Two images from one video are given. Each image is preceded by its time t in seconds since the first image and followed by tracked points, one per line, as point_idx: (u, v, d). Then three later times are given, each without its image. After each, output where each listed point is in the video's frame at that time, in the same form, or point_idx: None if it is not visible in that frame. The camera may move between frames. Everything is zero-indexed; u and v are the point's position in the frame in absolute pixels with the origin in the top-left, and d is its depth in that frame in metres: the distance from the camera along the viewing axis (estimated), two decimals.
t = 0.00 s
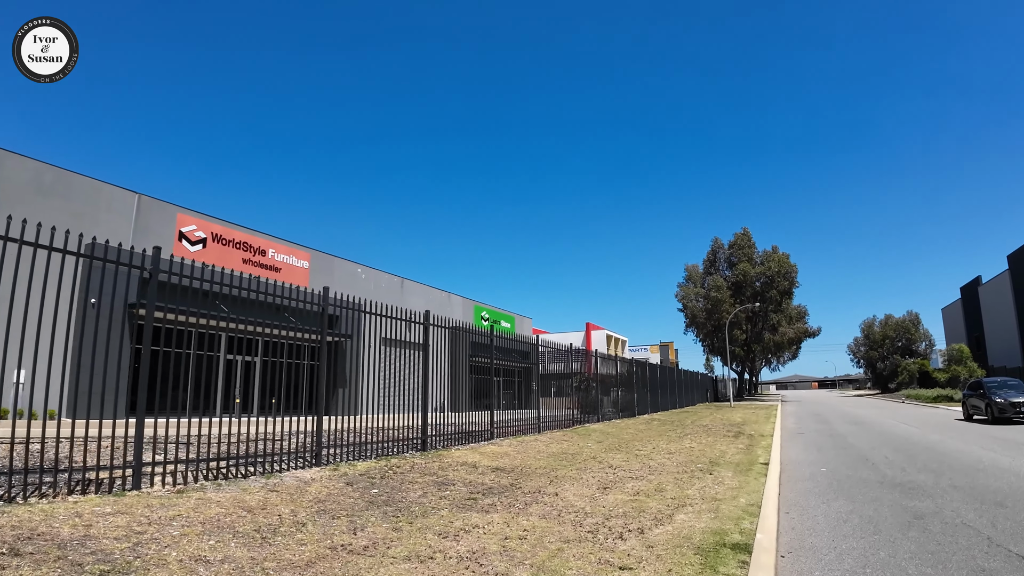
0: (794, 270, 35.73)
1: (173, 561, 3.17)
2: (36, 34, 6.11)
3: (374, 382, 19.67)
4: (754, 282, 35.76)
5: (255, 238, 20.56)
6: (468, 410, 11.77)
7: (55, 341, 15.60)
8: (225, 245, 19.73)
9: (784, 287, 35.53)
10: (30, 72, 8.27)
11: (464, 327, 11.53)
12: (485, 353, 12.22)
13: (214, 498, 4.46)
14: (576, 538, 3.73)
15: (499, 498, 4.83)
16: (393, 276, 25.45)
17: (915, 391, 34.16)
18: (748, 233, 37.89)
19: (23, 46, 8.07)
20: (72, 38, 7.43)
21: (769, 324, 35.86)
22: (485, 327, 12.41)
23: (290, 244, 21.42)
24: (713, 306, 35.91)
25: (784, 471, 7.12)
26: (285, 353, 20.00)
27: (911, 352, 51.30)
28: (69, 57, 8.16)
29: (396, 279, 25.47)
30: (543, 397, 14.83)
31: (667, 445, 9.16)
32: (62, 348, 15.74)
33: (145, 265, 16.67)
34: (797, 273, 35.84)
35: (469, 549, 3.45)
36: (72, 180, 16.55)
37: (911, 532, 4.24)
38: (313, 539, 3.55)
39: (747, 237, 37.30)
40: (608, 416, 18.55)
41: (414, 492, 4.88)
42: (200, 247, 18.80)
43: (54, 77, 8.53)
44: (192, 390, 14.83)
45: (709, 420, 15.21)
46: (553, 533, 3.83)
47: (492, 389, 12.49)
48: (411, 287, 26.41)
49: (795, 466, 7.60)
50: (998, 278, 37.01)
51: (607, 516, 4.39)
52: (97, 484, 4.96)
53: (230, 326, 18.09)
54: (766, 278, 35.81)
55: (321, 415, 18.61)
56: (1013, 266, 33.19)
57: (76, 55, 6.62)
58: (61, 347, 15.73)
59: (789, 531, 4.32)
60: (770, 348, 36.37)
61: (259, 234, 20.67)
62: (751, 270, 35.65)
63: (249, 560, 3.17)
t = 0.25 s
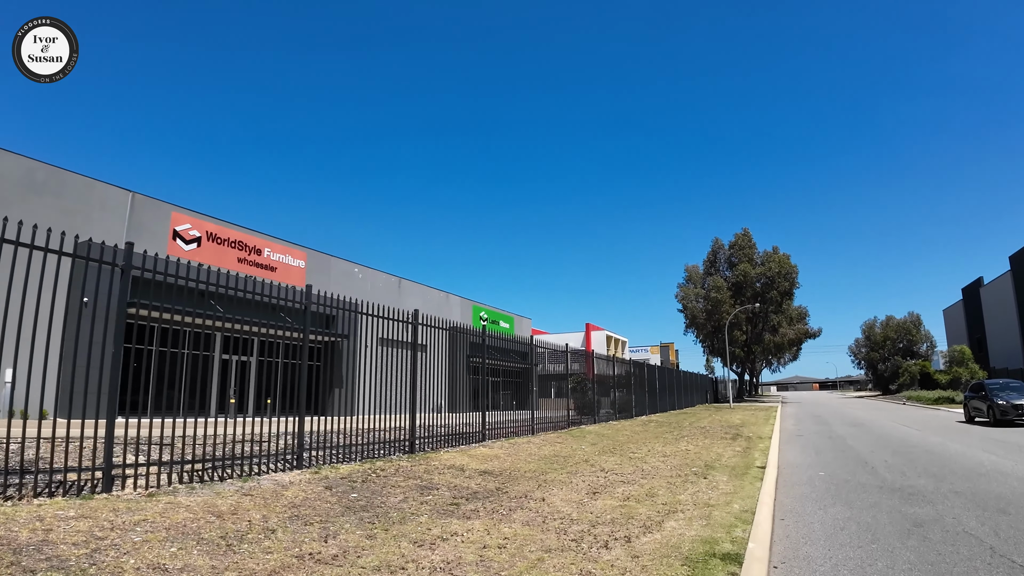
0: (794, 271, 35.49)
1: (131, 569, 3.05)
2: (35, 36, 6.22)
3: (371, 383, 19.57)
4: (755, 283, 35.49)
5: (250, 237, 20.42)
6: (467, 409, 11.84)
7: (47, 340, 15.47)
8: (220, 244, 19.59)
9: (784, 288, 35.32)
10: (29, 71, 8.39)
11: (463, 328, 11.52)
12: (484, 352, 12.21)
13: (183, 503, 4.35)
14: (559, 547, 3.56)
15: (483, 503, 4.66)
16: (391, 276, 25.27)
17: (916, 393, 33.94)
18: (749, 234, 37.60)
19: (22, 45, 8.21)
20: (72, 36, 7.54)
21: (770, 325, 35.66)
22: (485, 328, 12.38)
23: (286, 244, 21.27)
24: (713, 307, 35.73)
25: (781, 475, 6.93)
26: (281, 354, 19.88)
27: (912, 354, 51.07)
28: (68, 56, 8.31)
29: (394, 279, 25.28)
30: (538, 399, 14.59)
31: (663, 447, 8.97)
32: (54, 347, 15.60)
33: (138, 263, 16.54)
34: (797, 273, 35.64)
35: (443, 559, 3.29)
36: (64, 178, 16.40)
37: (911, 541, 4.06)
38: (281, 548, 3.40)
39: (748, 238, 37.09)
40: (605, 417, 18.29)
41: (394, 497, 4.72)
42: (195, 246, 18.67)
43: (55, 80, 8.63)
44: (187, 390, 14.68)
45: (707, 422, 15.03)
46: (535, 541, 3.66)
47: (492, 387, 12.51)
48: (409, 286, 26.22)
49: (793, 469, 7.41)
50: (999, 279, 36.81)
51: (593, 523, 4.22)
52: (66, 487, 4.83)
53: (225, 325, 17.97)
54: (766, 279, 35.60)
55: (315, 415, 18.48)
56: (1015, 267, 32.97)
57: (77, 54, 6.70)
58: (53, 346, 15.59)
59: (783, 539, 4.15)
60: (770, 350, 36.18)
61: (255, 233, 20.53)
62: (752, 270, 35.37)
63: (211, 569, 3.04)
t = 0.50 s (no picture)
0: (795, 271, 35.23)
1: None
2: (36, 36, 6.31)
3: (367, 383, 19.43)
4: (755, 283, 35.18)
5: (245, 236, 20.28)
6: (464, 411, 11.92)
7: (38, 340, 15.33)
8: (215, 243, 19.45)
9: (785, 289, 35.08)
10: (29, 71, 8.42)
11: (462, 329, 11.51)
12: (482, 353, 12.20)
13: (151, 507, 4.25)
14: (536, 557, 3.40)
15: (463, 509, 4.50)
16: (388, 276, 25.11)
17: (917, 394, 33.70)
18: (750, 234, 37.29)
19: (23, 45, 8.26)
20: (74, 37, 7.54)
21: (770, 325, 35.43)
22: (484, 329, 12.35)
23: (282, 243, 21.12)
24: (714, 307, 35.54)
25: (776, 479, 6.75)
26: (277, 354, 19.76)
27: (914, 354, 50.79)
28: (68, 56, 8.35)
29: (391, 279, 25.12)
30: (534, 401, 14.37)
31: (658, 450, 8.79)
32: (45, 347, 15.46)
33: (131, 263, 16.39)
34: (798, 274, 35.41)
35: (413, 569, 3.14)
36: (57, 177, 16.25)
37: (907, 550, 3.88)
38: (242, 556, 3.36)
39: (749, 238, 36.85)
40: (603, 418, 18.06)
41: (371, 502, 4.58)
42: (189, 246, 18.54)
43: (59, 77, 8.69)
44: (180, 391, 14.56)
45: (705, 423, 14.85)
46: (512, 550, 3.50)
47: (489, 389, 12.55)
48: (407, 286, 26.07)
49: (788, 473, 7.23)
50: (1002, 279, 36.53)
51: (577, 531, 4.06)
52: (33, 489, 4.73)
53: (219, 325, 17.82)
54: (767, 279, 35.37)
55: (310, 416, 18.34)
56: (1017, 267, 32.70)
57: (77, 55, 6.71)
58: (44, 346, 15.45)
59: (774, 549, 3.97)
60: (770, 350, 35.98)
61: (250, 232, 20.39)
62: (752, 270, 35.08)
63: None
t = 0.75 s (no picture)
0: (796, 271, 35.10)
1: None
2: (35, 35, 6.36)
3: (366, 382, 19.33)
4: (756, 283, 35.06)
5: (242, 235, 20.18)
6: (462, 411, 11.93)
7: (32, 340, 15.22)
8: (211, 242, 19.34)
9: (785, 289, 34.94)
10: (29, 72, 8.44)
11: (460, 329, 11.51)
12: (480, 353, 12.18)
13: (123, 508, 4.15)
14: (515, 562, 3.27)
15: (445, 510, 4.37)
16: (386, 276, 25.00)
17: (918, 395, 33.53)
18: (750, 234, 37.25)
19: (22, 45, 8.28)
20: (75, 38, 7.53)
21: (771, 326, 35.29)
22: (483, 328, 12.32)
23: (279, 242, 21.01)
24: (714, 307, 35.43)
25: (772, 481, 6.59)
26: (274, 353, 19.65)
27: (914, 355, 50.64)
28: (67, 56, 8.36)
29: (389, 279, 25.01)
30: (530, 402, 14.19)
31: (652, 451, 8.65)
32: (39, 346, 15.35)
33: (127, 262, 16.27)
34: (798, 274, 35.27)
35: (384, 573, 3.01)
36: (51, 175, 16.13)
37: (902, 556, 3.74)
38: (208, 559, 3.26)
39: (749, 238, 36.71)
40: (601, 418, 17.92)
41: (349, 503, 4.46)
42: (184, 245, 18.43)
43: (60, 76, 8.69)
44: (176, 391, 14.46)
45: (703, 424, 14.71)
46: (490, 555, 3.37)
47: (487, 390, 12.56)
48: (405, 286, 25.95)
49: (784, 475, 7.07)
50: (1003, 280, 36.36)
51: (561, 534, 3.92)
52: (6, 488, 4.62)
53: (215, 325, 17.70)
54: (767, 280, 35.23)
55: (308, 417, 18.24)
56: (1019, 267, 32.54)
57: (77, 55, 6.74)
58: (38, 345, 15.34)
59: (765, 554, 3.83)
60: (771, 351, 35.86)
61: (246, 231, 20.28)
62: (753, 270, 34.96)
63: None
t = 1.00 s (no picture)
0: (797, 271, 34.92)
1: None
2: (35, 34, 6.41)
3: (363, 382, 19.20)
4: (756, 283, 34.89)
5: (237, 235, 20.03)
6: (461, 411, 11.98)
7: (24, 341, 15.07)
8: (206, 242, 19.19)
9: (786, 289, 34.76)
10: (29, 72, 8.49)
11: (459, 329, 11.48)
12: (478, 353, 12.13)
13: (88, 513, 4.01)
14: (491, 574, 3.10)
15: (424, 517, 4.21)
16: (384, 276, 24.84)
17: (920, 395, 33.31)
18: (751, 234, 37.07)
19: (20, 45, 8.31)
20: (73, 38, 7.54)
21: (771, 326, 35.12)
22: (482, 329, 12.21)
23: (275, 242, 20.87)
24: (714, 307, 35.27)
25: (767, 485, 6.42)
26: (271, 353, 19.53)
27: (916, 356, 50.39)
28: (67, 56, 8.41)
29: (386, 279, 24.85)
30: (526, 404, 13.97)
31: (647, 453, 8.48)
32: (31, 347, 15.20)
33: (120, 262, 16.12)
34: (799, 274, 35.06)
35: None
36: (43, 174, 15.98)
37: (901, 566, 3.57)
38: (168, 568, 3.11)
39: (750, 238, 36.51)
40: (599, 419, 17.74)
41: (325, 509, 4.32)
42: (178, 244, 18.29)
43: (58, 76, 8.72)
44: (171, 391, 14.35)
45: (701, 425, 14.53)
46: (465, 566, 3.21)
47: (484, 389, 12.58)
48: (402, 286, 25.80)
49: (781, 479, 6.89)
50: (1006, 280, 36.14)
51: (543, 543, 3.76)
52: None
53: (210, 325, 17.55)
54: (768, 280, 35.01)
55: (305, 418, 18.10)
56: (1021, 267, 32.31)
57: (75, 54, 6.76)
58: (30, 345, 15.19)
59: (756, 564, 3.66)
60: (771, 351, 35.67)
61: (242, 231, 20.13)
62: (754, 270, 34.79)
63: None
